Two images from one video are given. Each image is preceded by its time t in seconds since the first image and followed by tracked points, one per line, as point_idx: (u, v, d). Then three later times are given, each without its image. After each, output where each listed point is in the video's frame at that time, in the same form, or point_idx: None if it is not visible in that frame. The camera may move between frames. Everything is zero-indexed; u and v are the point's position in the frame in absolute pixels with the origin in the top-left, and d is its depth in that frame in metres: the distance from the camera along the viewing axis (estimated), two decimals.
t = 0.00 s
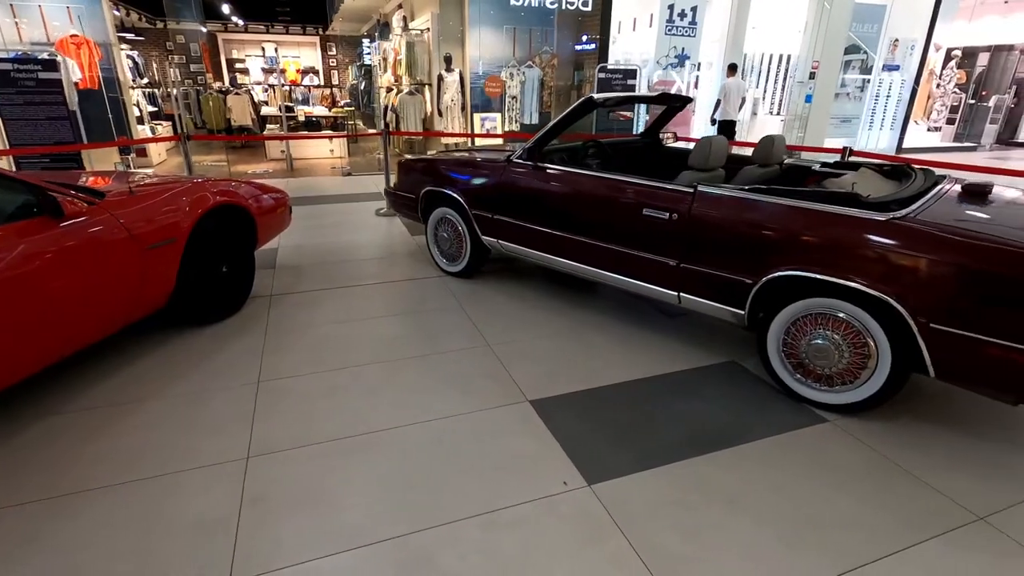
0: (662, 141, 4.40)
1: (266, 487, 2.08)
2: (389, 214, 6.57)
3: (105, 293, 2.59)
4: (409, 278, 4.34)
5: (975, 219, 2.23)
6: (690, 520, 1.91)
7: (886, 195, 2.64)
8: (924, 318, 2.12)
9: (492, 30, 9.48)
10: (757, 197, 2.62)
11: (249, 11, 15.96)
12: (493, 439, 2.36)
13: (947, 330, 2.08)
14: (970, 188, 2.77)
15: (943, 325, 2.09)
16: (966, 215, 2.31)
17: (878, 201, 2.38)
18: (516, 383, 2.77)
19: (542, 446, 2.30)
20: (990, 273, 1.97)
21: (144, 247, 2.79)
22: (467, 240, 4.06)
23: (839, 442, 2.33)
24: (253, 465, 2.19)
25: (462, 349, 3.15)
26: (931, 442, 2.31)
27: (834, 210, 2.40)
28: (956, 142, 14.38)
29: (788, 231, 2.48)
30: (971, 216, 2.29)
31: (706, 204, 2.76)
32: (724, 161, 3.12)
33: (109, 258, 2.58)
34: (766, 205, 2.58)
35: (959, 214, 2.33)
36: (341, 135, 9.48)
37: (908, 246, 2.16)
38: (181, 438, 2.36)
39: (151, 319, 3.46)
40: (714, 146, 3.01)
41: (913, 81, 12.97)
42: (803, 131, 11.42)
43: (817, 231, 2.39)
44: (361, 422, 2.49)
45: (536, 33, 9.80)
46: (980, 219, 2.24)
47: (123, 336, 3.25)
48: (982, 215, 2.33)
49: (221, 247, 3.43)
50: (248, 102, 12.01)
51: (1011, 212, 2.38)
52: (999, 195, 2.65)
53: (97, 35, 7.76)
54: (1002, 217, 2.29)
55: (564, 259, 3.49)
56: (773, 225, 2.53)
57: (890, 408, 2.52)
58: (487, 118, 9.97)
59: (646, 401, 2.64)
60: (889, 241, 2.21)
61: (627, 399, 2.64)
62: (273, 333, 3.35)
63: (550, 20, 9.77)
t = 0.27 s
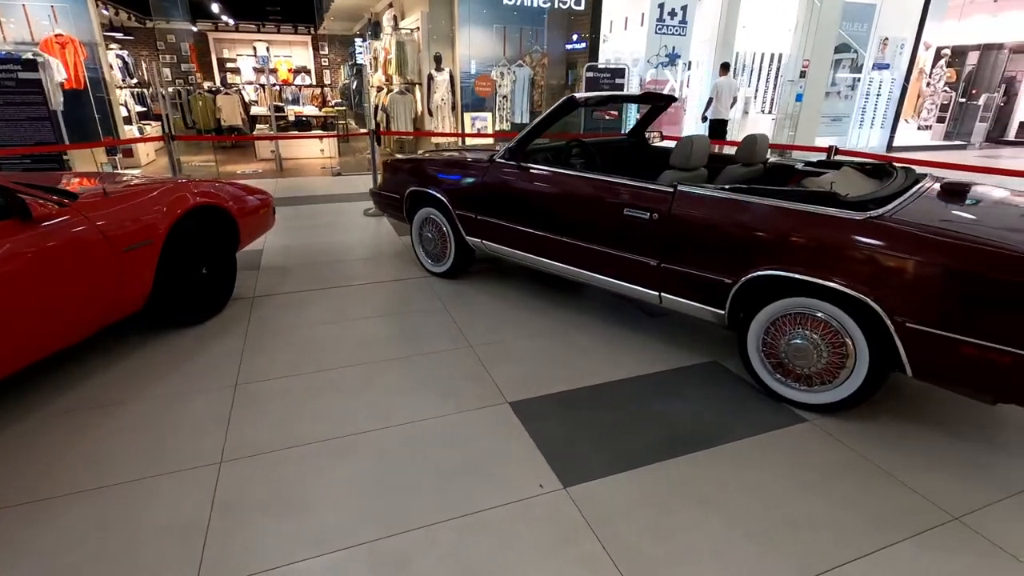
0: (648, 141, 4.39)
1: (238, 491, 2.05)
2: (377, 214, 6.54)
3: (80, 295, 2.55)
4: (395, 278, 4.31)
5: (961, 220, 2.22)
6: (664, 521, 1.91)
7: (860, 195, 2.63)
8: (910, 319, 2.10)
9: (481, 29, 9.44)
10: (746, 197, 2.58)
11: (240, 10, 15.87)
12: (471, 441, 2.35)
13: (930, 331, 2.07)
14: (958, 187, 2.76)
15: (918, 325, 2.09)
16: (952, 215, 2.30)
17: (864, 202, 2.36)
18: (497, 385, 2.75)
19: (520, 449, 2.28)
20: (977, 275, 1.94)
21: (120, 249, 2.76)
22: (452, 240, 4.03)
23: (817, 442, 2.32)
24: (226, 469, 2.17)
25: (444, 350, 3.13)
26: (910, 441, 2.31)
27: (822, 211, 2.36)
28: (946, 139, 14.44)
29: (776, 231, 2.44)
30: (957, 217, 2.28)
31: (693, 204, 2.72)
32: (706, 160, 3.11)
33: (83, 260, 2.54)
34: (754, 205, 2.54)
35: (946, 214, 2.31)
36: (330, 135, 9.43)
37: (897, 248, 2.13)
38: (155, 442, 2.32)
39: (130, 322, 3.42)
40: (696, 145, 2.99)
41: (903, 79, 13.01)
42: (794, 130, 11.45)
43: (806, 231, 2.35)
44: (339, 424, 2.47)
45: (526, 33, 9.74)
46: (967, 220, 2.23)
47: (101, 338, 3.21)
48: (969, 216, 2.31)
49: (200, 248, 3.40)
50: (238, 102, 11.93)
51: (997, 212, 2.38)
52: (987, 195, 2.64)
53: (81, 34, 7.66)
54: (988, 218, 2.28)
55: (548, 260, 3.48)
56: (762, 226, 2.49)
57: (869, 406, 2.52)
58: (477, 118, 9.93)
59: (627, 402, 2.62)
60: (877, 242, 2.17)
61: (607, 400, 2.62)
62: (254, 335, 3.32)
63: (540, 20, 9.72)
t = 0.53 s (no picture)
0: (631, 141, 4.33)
1: (191, 506, 2.00)
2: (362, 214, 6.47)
3: (37, 302, 2.47)
4: (374, 280, 4.25)
5: (945, 222, 2.16)
6: (629, 533, 1.86)
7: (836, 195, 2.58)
8: (895, 324, 2.03)
9: (469, 27, 9.35)
10: (729, 200, 2.50)
11: (230, 9, 15.74)
12: (438, 450, 2.30)
13: (913, 338, 2.00)
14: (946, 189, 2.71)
15: (897, 331, 2.03)
16: (937, 218, 2.24)
17: (846, 205, 2.30)
18: (469, 391, 2.70)
19: (484, 458, 2.23)
20: (964, 280, 1.88)
21: (80, 254, 2.68)
22: (430, 243, 3.97)
23: (791, 449, 2.28)
24: (180, 482, 2.12)
25: (416, 355, 3.07)
26: (885, 447, 2.26)
27: (806, 213, 2.29)
28: (937, 138, 14.46)
29: (760, 234, 2.35)
30: (942, 220, 2.22)
31: (675, 207, 2.64)
32: (683, 160, 3.05)
33: (39, 266, 2.47)
34: (737, 208, 2.46)
35: (931, 217, 2.25)
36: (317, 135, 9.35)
37: (882, 251, 2.05)
38: (110, 454, 2.27)
39: (99, 328, 3.35)
40: (672, 146, 2.94)
41: (894, 78, 13.01)
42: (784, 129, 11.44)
43: (791, 235, 2.27)
44: (302, 434, 2.41)
45: (515, 33, 9.58)
46: (953, 223, 2.16)
47: (68, 344, 3.15)
48: (955, 219, 2.25)
49: (170, 252, 3.32)
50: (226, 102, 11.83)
51: (983, 214, 2.32)
52: (976, 197, 2.59)
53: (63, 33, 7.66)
54: (974, 221, 2.22)
55: (523, 263, 3.43)
56: (745, 229, 2.40)
57: (846, 412, 2.47)
58: (466, 117, 9.85)
59: (599, 408, 2.57)
60: (862, 246, 2.10)
61: (579, 407, 2.57)
62: (224, 340, 3.26)
63: (528, 19, 9.53)
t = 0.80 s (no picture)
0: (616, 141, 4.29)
1: (148, 521, 1.96)
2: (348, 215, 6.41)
3: None
4: (355, 284, 4.20)
5: (931, 228, 2.12)
6: (595, 548, 1.82)
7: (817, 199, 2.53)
8: (882, 335, 1.97)
9: (460, 27, 9.28)
10: (710, 204, 2.44)
11: (222, 7, 15.62)
12: (407, 461, 2.26)
13: (898, 349, 1.94)
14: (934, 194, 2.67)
15: (878, 340, 1.98)
16: (925, 223, 2.20)
17: (832, 212, 2.24)
18: (443, 399, 2.66)
19: (452, 470, 2.19)
20: (952, 290, 1.82)
21: (43, 260, 2.61)
22: (411, 246, 3.91)
23: (766, 458, 2.24)
24: (140, 495, 2.08)
25: (392, 361, 3.03)
26: (862, 456, 2.23)
27: (792, 219, 2.22)
28: (931, 138, 14.43)
29: (746, 241, 2.28)
30: (929, 225, 2.18)
31: (660, 212, 2.57)
32: (663, 161, 3.01)
33: None
34: (723, 213, 2.39)
35: (920, 222, 2.20)
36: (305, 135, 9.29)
37: (870, 260, 1.98)
38: (71, 466, 2.23)
39: (71, 334, 3.29)
40: (651, 148, 2.89)
41: (887, 77, 12.99)
42: (777, 128, 11.42)
43: (779, 242, 2.19)
44: (267, 444, 2.38)
45: (507, 33, 9.55)
46: (941, 229, 2.12)
47: (37, 351, 3.10)
48: (943, 224, 2.21)
49: (142, 256, 3.26)
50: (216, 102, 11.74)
51: (971, 220, 2.28)
52: (965, 202, 2.56)
53: (46, 33, 7.61)
54: (962, 227, 2.18)
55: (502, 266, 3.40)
56: (731, 235, 2.33)
57: (824, 419, 2.44)
58: (457, 117, 9.75)
59: (574, 416, 2.54)
60: (850, 253, 2.03)
61: (554, 414, 2.53)
62: (198, 346, 3.21)
63: (518, 18, 9.51)
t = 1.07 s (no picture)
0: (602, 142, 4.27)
1: (113, 528, 1.95)
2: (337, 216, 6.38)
3: None
4: (339, 285, 4.17)
5: (919, 232, 2.09)
6: (563, 553, 1.81)
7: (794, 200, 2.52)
8: (866, 341, 1.94)
9: (451, 27, 9.21)
10: (687, 206, 2.43)
11: (216, 6, 15.54)
12: (380, 465, 2.24)
13: (880, 355, 1.92)
14: (925, 196, 2.66)
15: (856, 344, 1.96)
16: (913, 226, 2.18)
17: (819, 215, 2.21)
18: (419, 402, 2.64)
19: (423, 475, 2.17)
20: (938, 297, 1.78)
21: (14, 263, 2.57)
22: (395, 247, 3.89)
23: (741, 461, 2.22)
24: (108, 502, 2.07)
25: (371, 363, 3.01)
26: (838, 459, 2.21)
27: (781, 223, 2.18)
28: (925, 137, 14.42)
29: (734, 244, 2.23)
30: (918, 228, 2.16)
31: (648, 215, 2.52)
32: (643, 162, 2.99)
33: None
34: (711, 216, 2.34)
35: (908, 225, 2.19)
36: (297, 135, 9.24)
37: (857, 265, 1.94)
38: (39, 472, 2.22)
39: (49, 338, 3.26)
40: (632, 149, 2.88)
41: (880, 76, 13.00)
42: (770, 128, 11.39)
43: (768, 246, 2.14)
44: (239, 449, 2.36)
45: (499, 31, 9.51)
46: (929, 232, 2.10)
47: (13, 355, 3.08)
48: (931, 227, 2.20)
49: (119, 258, 3.23)
50: (208, 101, 11.67)
51: (961, 222, 2.27)
52: (955, 204, 2.54)
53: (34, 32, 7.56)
54: (950, 229, 2.17)
55: (481, 266, 3.40)
56: (719, 238, 2.28)
57: (802, 422, 2.42)
58: (448, 117, 9.67)
59: (550, 420, 2.52)
60: (837, 258, 1.98)
61: (531, 417, 2.51)
62: (177, 348, 3.19)
63: (510, 17, 9.47)
